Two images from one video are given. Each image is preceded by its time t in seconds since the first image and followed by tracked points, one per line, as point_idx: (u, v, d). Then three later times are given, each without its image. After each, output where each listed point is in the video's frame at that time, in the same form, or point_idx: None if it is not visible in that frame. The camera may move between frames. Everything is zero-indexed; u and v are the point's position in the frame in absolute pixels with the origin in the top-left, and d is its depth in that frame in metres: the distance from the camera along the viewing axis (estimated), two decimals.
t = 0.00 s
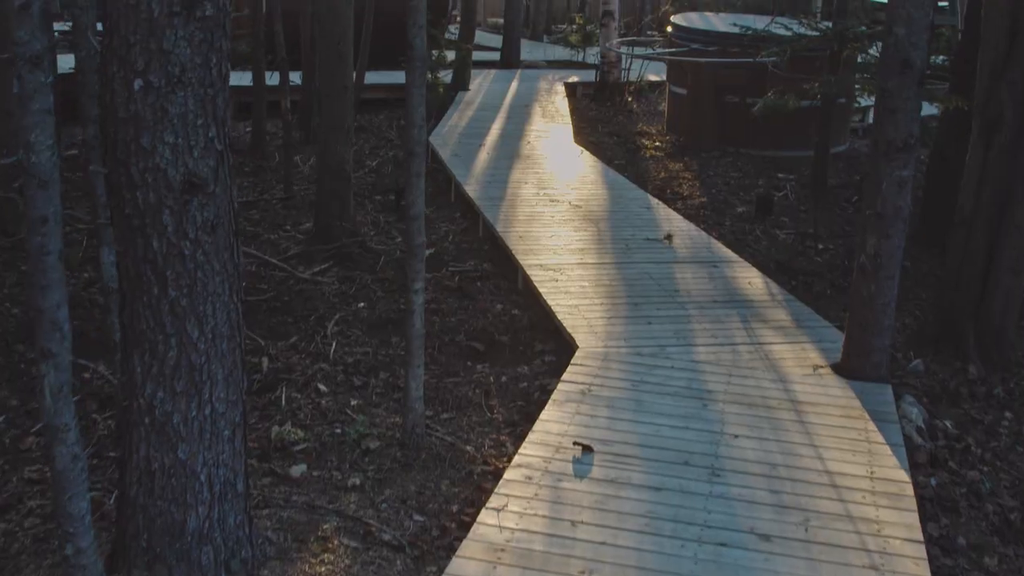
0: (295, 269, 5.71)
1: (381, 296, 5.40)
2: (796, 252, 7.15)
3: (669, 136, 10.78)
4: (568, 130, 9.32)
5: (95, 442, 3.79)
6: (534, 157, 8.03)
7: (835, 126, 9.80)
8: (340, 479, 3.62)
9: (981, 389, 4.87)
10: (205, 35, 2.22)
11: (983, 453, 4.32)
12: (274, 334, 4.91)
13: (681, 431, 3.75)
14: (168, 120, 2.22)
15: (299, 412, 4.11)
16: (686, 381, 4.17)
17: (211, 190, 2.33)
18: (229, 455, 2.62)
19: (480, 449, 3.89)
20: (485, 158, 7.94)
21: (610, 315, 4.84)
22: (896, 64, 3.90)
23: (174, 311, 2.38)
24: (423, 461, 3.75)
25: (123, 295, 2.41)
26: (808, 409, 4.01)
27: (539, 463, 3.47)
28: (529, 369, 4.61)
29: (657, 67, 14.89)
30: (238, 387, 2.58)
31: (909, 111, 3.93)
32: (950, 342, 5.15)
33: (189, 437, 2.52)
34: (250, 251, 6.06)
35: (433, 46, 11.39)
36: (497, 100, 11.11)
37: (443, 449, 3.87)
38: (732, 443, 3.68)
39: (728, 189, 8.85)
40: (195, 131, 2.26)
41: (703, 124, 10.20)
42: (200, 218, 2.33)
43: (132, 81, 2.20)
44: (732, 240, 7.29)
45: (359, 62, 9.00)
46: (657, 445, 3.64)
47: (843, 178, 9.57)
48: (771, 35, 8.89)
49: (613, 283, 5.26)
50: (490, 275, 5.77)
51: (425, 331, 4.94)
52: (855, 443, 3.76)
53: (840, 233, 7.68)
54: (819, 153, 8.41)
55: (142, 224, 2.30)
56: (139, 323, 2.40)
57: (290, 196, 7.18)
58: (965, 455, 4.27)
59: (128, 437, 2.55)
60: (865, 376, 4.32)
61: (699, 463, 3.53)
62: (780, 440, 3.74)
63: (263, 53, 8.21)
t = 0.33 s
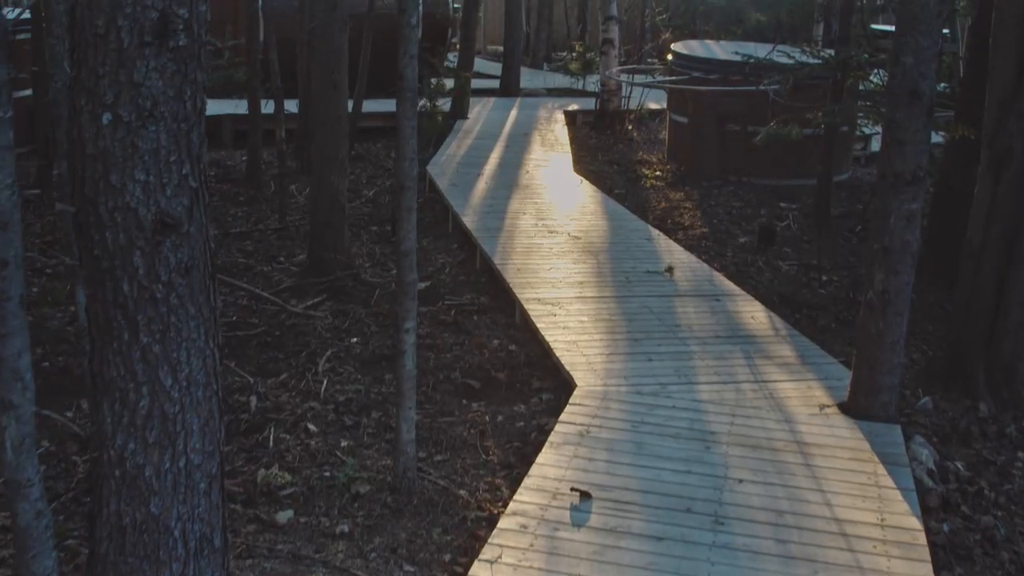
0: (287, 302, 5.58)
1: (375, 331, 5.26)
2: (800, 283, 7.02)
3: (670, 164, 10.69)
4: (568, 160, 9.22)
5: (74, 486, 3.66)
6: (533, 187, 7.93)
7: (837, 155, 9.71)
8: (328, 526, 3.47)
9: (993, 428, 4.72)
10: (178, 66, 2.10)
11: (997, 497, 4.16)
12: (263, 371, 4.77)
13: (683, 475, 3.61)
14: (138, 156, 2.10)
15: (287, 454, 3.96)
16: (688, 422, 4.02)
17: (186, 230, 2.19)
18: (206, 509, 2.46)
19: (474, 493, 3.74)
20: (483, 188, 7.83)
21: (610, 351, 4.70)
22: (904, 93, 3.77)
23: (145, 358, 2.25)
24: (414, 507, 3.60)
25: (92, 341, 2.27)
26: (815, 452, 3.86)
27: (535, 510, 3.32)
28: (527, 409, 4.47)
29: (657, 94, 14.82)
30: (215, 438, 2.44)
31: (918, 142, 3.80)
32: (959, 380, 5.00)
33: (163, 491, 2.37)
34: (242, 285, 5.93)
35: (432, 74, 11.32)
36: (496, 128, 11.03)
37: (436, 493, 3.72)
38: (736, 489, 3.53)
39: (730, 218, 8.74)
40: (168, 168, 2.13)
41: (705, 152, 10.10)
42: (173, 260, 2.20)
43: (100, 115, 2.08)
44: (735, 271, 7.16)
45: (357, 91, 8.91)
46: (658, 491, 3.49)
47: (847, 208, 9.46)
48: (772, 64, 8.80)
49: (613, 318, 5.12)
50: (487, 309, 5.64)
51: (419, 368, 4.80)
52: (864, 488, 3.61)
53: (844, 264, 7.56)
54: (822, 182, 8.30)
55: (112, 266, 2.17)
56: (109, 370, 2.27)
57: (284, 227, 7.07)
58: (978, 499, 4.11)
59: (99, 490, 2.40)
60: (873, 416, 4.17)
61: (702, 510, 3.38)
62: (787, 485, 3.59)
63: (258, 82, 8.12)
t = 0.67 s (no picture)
0: (282, 340, 5.45)
1: (372, 370, 5.12)
2: (808, 319, 6.87)
3: (675, 195, 10.57)
4: (572, 191, 9.11)
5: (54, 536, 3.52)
6: (536, 220, 7.81)
7: (844, 186, 9.59)
8: None
9: (1010, 473, 4.55)
10: (150, 103, 1.97)
11: (1016, 546, 3.99)
12: (256, 412, 4.63)
13: (688, 526, 3.45)
14: (107, 199, 1.97)
15: (277, 502, 3.81)
16: (693, 469, 3.87)
17: (159, 277, 2.06)
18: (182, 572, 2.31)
19: (471, 544, 3.59)
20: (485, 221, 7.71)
21: (613, 391, 4.56)
22: (917, 128, 3.62)
23: (116, 414, 2.11)
24: (408, 560, 3.44)
25: (60, 395, 2.14)
26: (826, 501, 3.69)
27: (533, 565, 3.17)
28: (527, 453, 4.31)
29: (662, 124, 14.73)
30: (191, 497, 2.30)
31: (932, 177, 3.65)
32: (974, 422, 4.85)
33: (135, 553, 2.23)
34: (238, 321, 5.80)
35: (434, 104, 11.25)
36: (499, 159, 10.94)
37: (431, 544, 3.56)
38: (745, 540, 3.37)
39: (736, 251, 8.61)
40: (139, 212, 2.00)
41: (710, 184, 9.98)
42: (145, 309, 2.06)
43: (66, 155, 1.95)
44: (741, 306, 7.02)
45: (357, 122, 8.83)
46: (663, 543, 3.33)
47: (854, 240, 9.32)
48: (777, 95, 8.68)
49: (617, 357, 4.98)
50: (488, 347, 5.50)
51: (417, 410, 4.65)
52: (879, 540, 3.44)
53: (852, 299, 7.41)
54: (830, 214, 8.17)
55: (80, 315, 2.04)
56: (76, 426, 2.13)
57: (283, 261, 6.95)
58: (997, 549, 3.93)
59: (68, 552, 2.26)
60: (887, 462, 4.00)
61: (708, 564, 3.22)
62: (797, 536, 3.43)
63: (257, 113, 8.03)
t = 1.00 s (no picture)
0: (277, 378, 5.31)
1: (369, 409, 4.98)
2: (817, 356, 6.72)
3: (681, 228, 10.46)
4: (577, 224, 8.99)
5: None
6: (540, 254, 7.70)
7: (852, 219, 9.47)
8: None
9: None
10: (120, 143, 1.90)
11: None
12: (248, 454, 4.49)
13: None
14: (75, 246, 1.88)
15: (266, 551, 3.66)
16: (700, 518, 3.71)
17: (129, 327, 1.95)
18: None
19: None
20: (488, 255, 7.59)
21: (616, 435, 4.41)
22: (932, 165, 3.49)
23: (82, 473, 1.98)
24: None
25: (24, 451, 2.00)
26: (839, 553, 3.53)
27: None
28: (528, 498, 4.16)
29: (668, 155, 14.66)
30: (165, 559, 2.16)
31: (948, 216, 3.51)
32: (991, 466, 4.68)
33: None
34: (233, 358, 5.68)
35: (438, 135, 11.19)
36: (504, 190, 10.85)
37: None
38: None
39: (743, 285, 8.48)
40: (108, 259, 1.91)
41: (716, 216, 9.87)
42: (115, 362, 1.95)
43: (30, 198, 1.86)
44: (748, 342, 6.88)
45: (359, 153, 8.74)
46: None
47: (863, 274, 9.20)
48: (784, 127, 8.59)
49: (621, 398, 4.83)
50: (489, 386, 5.35)
51: (414, 453, 4.51)
52: None
53: (861, 335, 7.27)
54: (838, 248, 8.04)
55: (43, 369, 1.92)
56: (41, 485, 1.99)
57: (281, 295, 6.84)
58: None
59: None
60: (902, 512, 3.83)
61: None
62: None
63: (258, 143, 7.94)
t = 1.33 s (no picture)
0: (266, 416, 5.17)
1: (359, 449, 4.83)
2: (820, 392, 6.58)
3: (681, 260, 10.34)
4: (575, 256, 8.86)
5: None
6: (538, 287, 7.57)
7: (854, 251, 9.37)
8: None
9: None
10: (79, 182, 2.03)
11: None
12: (234, 496, 4.34)
13: None
14: (30, 291, 2.00)
15: None
16: (701, 567, 3.56)
17: (88, 378, 2.09)
18: None
19: None
20: (485, 288, 7.46)
21: (614, 477, 4.26)
22: (943, 201, 3.37)
23: (37, 534, 2.07)
24: None
25: None
26: None
27: None
28: (522, 544, 4.01)
29: (668, 186, 14.56)
30: None
31: (959, 254, 3.38)
32: (1001, 510, 4.51)
33: None
34: (221, 395, 5.54)
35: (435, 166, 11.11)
36: (501, 221, 10.73)
37: None
38: None
39: (744, 318, 8.36)
40: (66, 306, 2.04)
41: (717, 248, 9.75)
42: (73, 416, 2.08)
43: None
44: (749, 378, 6.75)
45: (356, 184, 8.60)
46: None
47: (866, 308, 9.07)
48: (784, 158, 8.49)
49: (619, 438, 4.68)
50: (484, 425, 5.21)
51: (405, 495, 4.35)
52: None
53: (865, 371, 7.15)
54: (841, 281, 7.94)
55: None
56: None
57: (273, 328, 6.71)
58: None
59: None
60: (913, 560, 3.67)
61: None
62: None
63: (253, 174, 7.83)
